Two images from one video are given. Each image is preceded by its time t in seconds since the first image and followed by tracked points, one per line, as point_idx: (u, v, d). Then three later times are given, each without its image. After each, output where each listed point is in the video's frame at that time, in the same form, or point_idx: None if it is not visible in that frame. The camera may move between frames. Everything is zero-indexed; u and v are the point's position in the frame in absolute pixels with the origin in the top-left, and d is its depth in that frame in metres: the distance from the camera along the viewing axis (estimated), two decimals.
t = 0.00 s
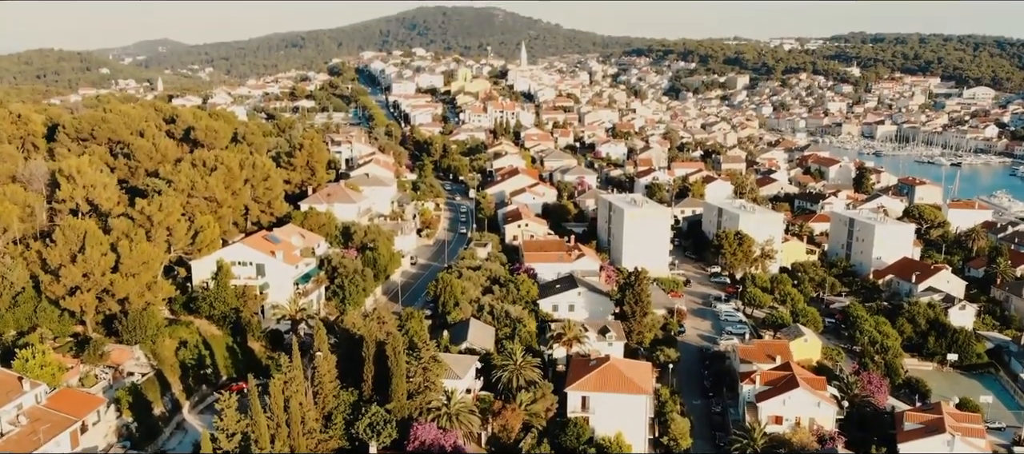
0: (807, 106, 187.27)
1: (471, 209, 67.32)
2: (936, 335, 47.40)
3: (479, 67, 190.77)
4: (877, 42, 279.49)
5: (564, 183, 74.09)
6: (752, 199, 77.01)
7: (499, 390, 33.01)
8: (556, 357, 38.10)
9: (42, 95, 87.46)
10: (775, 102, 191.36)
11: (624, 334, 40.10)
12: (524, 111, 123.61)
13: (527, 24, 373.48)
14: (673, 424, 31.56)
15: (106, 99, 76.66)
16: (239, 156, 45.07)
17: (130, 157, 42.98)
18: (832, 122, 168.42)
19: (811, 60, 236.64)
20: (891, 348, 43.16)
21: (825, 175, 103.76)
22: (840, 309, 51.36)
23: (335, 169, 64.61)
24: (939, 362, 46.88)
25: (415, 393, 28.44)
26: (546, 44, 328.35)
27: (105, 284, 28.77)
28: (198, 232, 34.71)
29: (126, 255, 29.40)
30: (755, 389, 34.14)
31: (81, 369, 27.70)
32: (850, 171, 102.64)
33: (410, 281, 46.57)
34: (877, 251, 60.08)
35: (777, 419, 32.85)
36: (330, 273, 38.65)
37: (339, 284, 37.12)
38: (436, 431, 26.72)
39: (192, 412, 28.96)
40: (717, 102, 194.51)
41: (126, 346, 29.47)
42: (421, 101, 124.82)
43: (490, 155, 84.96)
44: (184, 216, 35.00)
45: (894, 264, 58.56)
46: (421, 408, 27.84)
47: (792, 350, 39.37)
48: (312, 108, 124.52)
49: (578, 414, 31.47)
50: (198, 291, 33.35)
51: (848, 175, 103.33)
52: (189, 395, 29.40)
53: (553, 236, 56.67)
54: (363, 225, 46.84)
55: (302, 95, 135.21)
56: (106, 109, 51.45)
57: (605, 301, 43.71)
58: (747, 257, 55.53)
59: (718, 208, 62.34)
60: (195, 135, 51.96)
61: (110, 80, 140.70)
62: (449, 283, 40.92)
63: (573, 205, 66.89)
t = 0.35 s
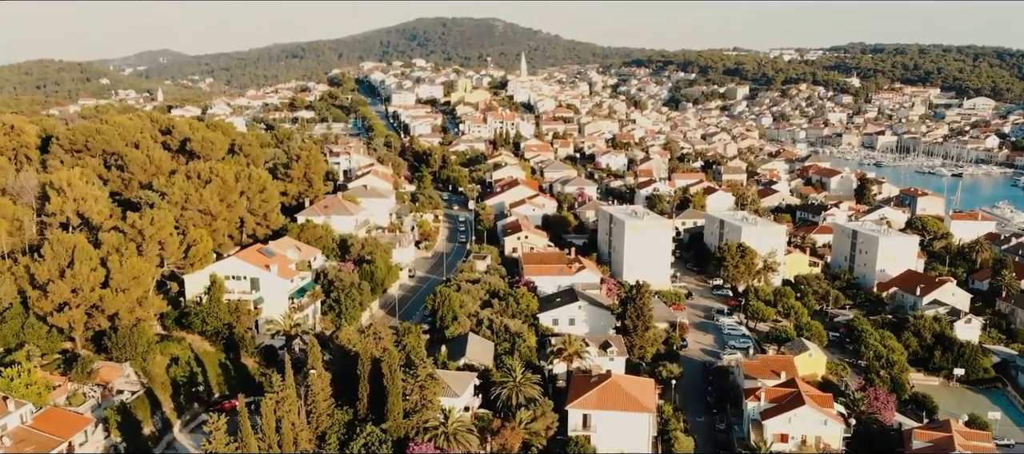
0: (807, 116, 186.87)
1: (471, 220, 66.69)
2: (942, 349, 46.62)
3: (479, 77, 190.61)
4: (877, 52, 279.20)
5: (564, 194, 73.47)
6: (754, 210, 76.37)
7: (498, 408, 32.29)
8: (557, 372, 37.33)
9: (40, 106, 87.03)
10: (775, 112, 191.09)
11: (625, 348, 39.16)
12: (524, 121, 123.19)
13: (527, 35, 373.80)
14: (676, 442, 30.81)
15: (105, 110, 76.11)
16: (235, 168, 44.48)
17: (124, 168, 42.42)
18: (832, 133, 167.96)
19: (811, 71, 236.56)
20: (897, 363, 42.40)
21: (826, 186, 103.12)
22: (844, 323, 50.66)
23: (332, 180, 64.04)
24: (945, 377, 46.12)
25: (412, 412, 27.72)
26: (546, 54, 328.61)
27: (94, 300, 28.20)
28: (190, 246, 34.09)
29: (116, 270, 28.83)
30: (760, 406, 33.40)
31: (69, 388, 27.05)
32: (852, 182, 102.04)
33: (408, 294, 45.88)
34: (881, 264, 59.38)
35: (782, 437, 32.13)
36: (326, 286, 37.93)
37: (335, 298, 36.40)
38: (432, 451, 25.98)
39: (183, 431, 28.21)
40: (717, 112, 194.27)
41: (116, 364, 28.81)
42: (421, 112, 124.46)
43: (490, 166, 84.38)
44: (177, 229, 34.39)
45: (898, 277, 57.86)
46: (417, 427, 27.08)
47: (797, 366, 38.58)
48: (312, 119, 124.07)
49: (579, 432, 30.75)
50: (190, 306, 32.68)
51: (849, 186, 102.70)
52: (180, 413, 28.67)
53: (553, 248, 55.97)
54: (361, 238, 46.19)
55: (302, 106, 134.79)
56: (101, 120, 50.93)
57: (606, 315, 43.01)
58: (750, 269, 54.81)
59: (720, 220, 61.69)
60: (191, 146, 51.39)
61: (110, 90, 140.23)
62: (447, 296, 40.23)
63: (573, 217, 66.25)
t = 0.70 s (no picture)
0: (808, 121, 186.49)
1: (470, 225, 66.25)
2: (947, 356, 46.06)
3: (480, 81, 190.24)
4: (877, 56, 278.84)
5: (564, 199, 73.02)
6: (755, 214, 75.90)
7: (498, 418, 31.74)
8: (556, 380, 36.69)
9: (39, 110, 86.69)
10: (775, 116, 190.79)
11: (625, 356, 38.08)
12: (524, 125, 122.83)
13: (527, 39, 373.65)
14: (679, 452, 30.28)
15: (103, 114, 75.66)
16: (231, 173, 44.05)
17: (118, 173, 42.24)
18: (833, 137, 167.56)
19: (811, 75, 236.26)
20: (902, 370, 41.87)
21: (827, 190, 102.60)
22: (847, 329, 50.18)
23: (331, 185, 63.62)
24: (949, 384, 45.57)
25: (409, 422, 27.14)
26: (546, 59, 328.37)
27: (86, 308, 27.82)
28: (185, 253, 33.64)
29: (108, 278, 28.46)
30: (764, 415, 32.90)
31: (60, 399, 26.59)
32: (853, 187, 101.59)
33: (406, 300, 45.38)
34: (884, 269, 58.88)
35: (787, 447, 31.59)
36: (324, 293, 37.39)
37: (332, 305, 35.84)
38: None
39: (176, 442, 27.67)
40: (718, 116, 193.92)
41: (108, 373, 28.34)
42: (421, 116, 124.19)
43: (490, 171, 83.94)
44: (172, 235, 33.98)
45: (901, 282, 57.36)
46: (415, 438, 26.47)
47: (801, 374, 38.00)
48: (311, 123, 123.68)
49: (580, 442, 30.26)
50: (185, 314, 32.21)
51: (851, 190, 102.23)
52: (173, 423, 28.15)
53: (553, 254, 55.50)
54: (359, 243, 45.68)
55: (302, 110, 134.40)
56: (98, 125, 50.50)
57: (607, 322, 42.59)
58: (752, 275, 54.30)
59: (722, 225, 61.21)
60: (189, 151, 50.95)
61: (110, 94, 139.97)
62: (446, 303, 39.71)
63: (573, 222, 65.80)
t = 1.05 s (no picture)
0: (808, 121, 186.06)
1: (470, 226, 65.89)
2: (950, 358, 45.71)
3: (479, 81, 189.78)
4: (876, 56, 278.12)
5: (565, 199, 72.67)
6: (756, 215, 75.50)
7: (497, 422, 31.35)
8: (557, 383, 36.35)
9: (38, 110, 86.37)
10: (776, 117, 190.39)
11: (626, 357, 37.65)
12: (524, 126, 122.42)
13: (527, 39, 373.46)
14: None
15: (103, 115, 75.35)
16: (229, 174, 43.73)
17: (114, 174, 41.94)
18: (833, 137, 167.17)
19: (811, 74, 235.77)
20: (905, 372, 41.52)
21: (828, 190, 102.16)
22: (850, 331, 49.81)
23: (330, 186, 63.28)
24: (953, 386, 45.21)
25: (407, 427, 26.72)
26: (546, 59, 327.86)
27: (81, 311, 27.57)
28: (181, 255, 33.32)
29: (103, 281, 28.19)
30: (767, 419, 32.48)
31: (53, 403, 26.20)
32: (854, 187, 101.23)
33: (405, 302, 45.00)
34: (886, 270, 58.48)
35: (790, 451, 31.21)
36: (322, 296, 36.99)
37: (330, 307, 35.42)
38: None
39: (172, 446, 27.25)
40: (719, 117, 193.45)
41: (103, 377, 27.97)
42: (421, 116, 123.81)
43: (490, 171, 83.57)
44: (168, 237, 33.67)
45: (903, 284, 56.99)
46: (414, 444, 26.05)
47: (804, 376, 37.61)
48: (311, 123, 123.41)
49: (580, 447, 29.86)
50: (181, 317, 31.89)
51: (852, 190, 101.83)
52: (168, 428, 27.76)
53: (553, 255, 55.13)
54: (358, 244, 45.30)
55: (301, 110, 134.00)
56: (95, 125, 50.17)
57: (607, 324, 42.26)
58: (753, 276, 53.88)
59: (723, 226, 60.83)
60: (187, 152, 50.62)
61: (110, 94, 139.60)
62: (445, 306, 39.38)
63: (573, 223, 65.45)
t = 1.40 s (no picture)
0: (809, 121, 185.67)
1: (470, 227, 65.57)
2: (953, 360, 45.42)
3: (479, 81, 189.37)
4: (877, 56, 277.79)
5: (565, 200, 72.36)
6: (757, 215, 75.18)
7: (497, 426, 31.03)
8: (557, 386, 36.05)
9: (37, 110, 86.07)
10: (776, 117, 190.05)
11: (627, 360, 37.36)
12: (525, 126, 122.09)
13: (527, 39, 373.20)
14: None
15: (102, 115, 75.10)
16: (227, 175, 43.42)
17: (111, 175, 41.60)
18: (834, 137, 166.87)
19: (812, 74, 235.36)
20: (908, 375, 41.24)
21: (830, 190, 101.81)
22: (852, 333, 49.52)
23: (329, 186, 62.99)
24: (956, 389, 44.89)
25: (406, 431, 26.37)
26: (546, 59, 327.41)
27: (75, 314, 27.27)
28: (177, 257, 33.01)
29: (98, 283, 27.90)
30: (769, 423, 32.14)
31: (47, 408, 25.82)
32: (855, 187, 100.90)
33: (405, 304, 44.71)
34: (888, 271, 58.16)
35: None
36: (320, 298, 36.67)
37: (328, 310, 35.09)
38: None
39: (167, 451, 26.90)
40: (719, 117, 193.09)
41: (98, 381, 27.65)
42: (421, 116, 123.44)
43: (490, 171, 83.26)
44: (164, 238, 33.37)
45: (905, 285, 56.66)
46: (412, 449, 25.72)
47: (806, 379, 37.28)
48: (310, 123, 123.07)
49: (581, 451, 29.54)
50: (177, 319, 31.62)
51: (853, 191, 101.51)
52: (164, 432, 27.45)
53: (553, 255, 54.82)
54: (356, 245, 44.96)
55: (301, 110, 133.67)
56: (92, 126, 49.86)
57: (608, 326, 41.96)
58: (755, 277, 53.54)
59: (724, 227, 60.52)
60: (184, 153, 50.32)
61: (110, 94, 139.29)
62: (445, 308, 39.09)
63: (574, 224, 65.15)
